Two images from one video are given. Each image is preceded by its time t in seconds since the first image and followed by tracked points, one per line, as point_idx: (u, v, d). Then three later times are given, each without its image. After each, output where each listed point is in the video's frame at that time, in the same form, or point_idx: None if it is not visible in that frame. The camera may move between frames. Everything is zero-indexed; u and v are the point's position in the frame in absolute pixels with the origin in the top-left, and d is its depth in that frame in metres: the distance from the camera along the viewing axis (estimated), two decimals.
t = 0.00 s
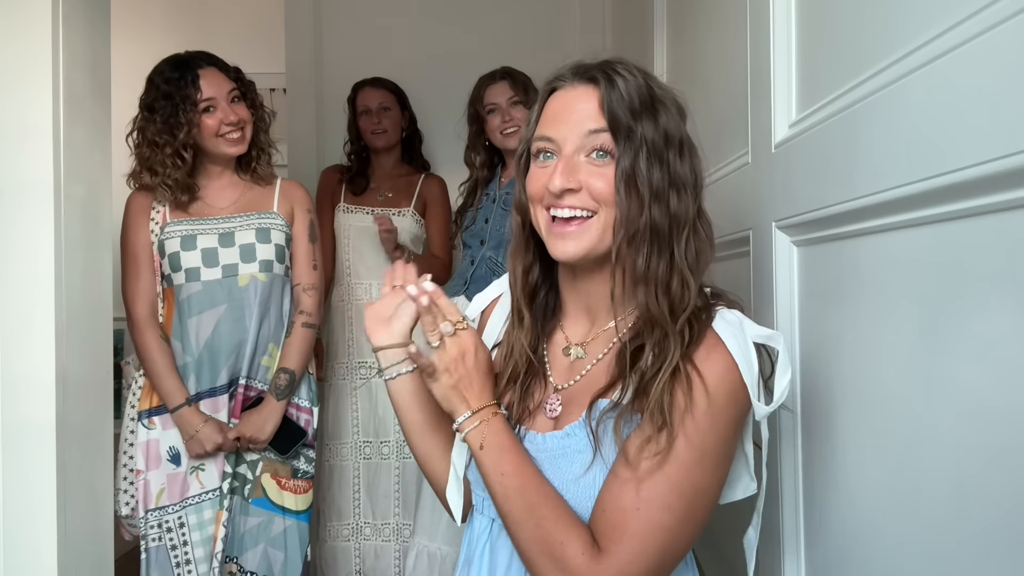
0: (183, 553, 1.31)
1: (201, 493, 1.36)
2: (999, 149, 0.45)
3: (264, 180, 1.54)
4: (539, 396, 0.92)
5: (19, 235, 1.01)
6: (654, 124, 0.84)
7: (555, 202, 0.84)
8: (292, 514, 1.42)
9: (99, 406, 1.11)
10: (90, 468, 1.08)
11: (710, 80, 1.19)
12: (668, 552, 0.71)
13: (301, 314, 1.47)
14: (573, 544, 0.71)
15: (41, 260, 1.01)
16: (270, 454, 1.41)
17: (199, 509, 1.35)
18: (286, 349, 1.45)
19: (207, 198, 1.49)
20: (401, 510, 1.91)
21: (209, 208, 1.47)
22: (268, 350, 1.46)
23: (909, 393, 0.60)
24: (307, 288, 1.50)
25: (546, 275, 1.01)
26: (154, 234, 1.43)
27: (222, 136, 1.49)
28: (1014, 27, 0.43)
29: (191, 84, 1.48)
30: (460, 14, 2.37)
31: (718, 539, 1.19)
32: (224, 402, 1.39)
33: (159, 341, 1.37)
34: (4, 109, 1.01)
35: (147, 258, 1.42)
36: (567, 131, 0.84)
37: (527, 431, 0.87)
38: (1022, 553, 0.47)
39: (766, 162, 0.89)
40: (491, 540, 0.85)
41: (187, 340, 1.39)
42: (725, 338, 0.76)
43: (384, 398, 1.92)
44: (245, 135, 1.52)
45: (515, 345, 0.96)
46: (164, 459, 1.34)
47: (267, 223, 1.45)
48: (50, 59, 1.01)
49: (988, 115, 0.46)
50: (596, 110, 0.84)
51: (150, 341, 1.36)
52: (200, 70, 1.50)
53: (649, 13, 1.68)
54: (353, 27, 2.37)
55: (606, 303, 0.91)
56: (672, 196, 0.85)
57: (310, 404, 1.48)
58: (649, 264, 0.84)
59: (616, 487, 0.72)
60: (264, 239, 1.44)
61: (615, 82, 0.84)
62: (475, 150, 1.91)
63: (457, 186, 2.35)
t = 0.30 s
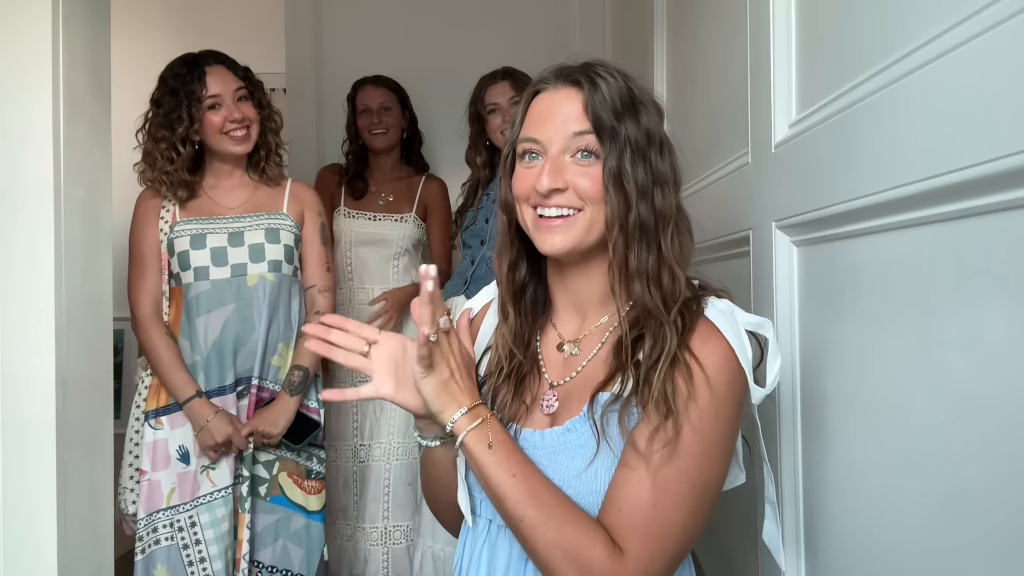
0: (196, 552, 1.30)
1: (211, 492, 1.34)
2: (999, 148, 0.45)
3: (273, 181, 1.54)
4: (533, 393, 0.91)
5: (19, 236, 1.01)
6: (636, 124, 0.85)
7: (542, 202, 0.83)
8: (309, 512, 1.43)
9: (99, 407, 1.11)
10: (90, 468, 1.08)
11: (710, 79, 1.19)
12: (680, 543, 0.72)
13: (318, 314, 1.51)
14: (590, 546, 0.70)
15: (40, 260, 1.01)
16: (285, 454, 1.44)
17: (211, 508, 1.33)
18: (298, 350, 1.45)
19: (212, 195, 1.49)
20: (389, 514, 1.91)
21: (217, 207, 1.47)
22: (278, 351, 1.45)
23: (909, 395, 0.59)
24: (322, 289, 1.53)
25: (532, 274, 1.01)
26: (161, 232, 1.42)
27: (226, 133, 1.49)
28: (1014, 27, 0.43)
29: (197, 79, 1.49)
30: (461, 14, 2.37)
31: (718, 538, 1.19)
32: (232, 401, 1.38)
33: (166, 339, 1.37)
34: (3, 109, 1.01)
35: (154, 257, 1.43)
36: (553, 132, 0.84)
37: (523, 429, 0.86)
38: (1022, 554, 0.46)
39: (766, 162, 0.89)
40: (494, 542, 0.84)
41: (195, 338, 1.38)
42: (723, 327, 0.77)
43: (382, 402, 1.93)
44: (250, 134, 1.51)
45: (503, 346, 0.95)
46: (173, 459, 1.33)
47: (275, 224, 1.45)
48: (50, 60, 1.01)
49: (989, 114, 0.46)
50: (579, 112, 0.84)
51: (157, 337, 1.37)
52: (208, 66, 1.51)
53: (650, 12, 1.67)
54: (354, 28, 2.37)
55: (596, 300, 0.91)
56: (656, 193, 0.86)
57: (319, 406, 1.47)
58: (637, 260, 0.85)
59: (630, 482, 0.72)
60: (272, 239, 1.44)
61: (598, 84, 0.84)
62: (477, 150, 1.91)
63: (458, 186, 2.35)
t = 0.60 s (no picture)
0: (206, 548, 1.29)
1: (224, 489, 1.33)
2: (999, 149, 0.45)
3: (284, 183, 1.55)
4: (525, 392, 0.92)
5: (19, 237, 1.01)
6: (624, 127, 0.84)
7: (531, 201, 0.84)
8: (319, 513, 1.46)
9: (99, 406, 1.11)
10: (91, 468, 1.08)
11: (711, 80, 1.19)
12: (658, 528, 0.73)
13: (333, 315, 1.52)
14: (569, 522, 0.71)
15: (41, 260, 1.01)
16: (298, 455, 1.44)
17: (221, 504, 1.32)
18: (316, 347, 1.48)
19: (221, 194, 1.49)
20: (392, 525, 1.90)
21: (228, 207, 1.47)
22: (290, 350, 1.45)
23: (912, 395, 0.59)
24: (335, 291, 1.54)
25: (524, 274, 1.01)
26: (168, 234, 1.42)
27: (234, 134, 1.49)
28: (1014, 27, 0.43)
29: (208, 79, 1.49)
30: (462, 15, 2.37)
31: (718, 537, 1.20)
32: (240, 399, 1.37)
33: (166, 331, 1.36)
34: (3, 109, 1.01)
35: (160, 251, 1.42)
36: (543, 133, 0.84)
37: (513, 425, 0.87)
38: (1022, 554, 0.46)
39: (766, 162, 0.89)
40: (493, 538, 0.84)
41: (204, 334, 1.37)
42: (705, 322, 0.78)
43: (387, 412, 1.91)
44: (259, 135, 1.51)
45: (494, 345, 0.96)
46: (180, 454, 1.30)
47: (287, 223, 1.46)
48: (50, 60, 1.01)
49: (989, 113, 0.46)
50: (567, 114, 0.84)
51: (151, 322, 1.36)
52: (220, 66, 1.51)
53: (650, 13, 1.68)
54: (355, 28, 2.36)
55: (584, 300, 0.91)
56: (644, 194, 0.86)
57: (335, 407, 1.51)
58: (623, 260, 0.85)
59: (604, 472, 0.73)
60: (286, 239, 1.45)
61: (588, 86, 0.84)
62: (477, 151, 1.91)
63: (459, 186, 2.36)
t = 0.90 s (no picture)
0: (213, 547, 1.29)
1: (228, 489, 1.32)
2: (999, 148, 0.45)
3: (288, 186, 1.55)
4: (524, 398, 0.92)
5: (19, 236, 1.01)
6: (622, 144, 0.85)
7: (529, 212, 0.83)
8: (322, 512, 1.45)
9: (99, 405, 1.11)
10: (91, 467, 1.08)
11: (711, 79, 1.19)
12: (663, 520, 0.74)
13: (333, 317, 1.52)
14: (575, 518, 0.71)
15: (41, 259, 1.01)
16: (301, 454, 1.44)
17: (225, 504, 1.31)
18: (315, 352, 1.48)
19: (227, 194, 1.50)
20: (393, 527, 1.90)
21: (234, 207, 1.48)
22: (294, 349, 1.45)
23: (912, 395, 0.59)
24: (336, 293, 1.54)
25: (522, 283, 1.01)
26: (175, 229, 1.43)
27: (239, 136, 1.49)
28: (1014, 27, 0.43)
29: (215, 82, 1.49)
30: (462, 15, 2.37)
31: (718, 538, 1.20)
32: (244, 397, 1.35)
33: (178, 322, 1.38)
34: (4, 109, 1.01)
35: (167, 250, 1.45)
36: (543, 147, 0.85)
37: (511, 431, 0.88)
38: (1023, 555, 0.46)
39: (766, 162, 0.89)
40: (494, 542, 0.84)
41: (209, 336, 1.35)
42: (703, 328, 0.79)
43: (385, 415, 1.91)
44: (264, 137, 1.50)
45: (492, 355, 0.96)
46: (185, 455, 1.31)
47: (292, 224, 1.46)
48: (50, 59, 1.01)
49: (989, 113, 0.46)
50: (567, 130, 0.84)
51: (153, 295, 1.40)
52: (228, 68, 1.51)
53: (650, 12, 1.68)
54: (355, 27, 2.37)
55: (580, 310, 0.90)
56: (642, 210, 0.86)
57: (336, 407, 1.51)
58: (620, 273, 0.84)
59: (606, 482, 0.73)
60: (291, 239, 1.45)
61: (588, 103, 0.85)
62: (476, 151, 1.91)
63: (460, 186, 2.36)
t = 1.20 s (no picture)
0: (211, 551, 1.29)
1: (225, 491, 1.32)
2: (999, 148, 0.45)
3: (288, 187, 1.54)
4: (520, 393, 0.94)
5: (19, 236, 1.01)
6: (581, 143, 0.82)
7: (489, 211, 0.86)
8: (316, 515, 1.44)
9: (99, 405, 1.11)
10: (91, 468, 1.08)
11: (711, 78, 1.19)
12: (654, 514, 0.74)
13: (332, 318, 1.51)
14: (564, 507, 0.71)
15: (41, 259, 1.01)
16: (296, 455, 1.43)
17: (224, 506, 1.31)
18: (314, 350, 1.47)
19: (229, 193, 1.50)
20: (388, 528, 1.93)
21: (235, 207, 1.48)
22: (292, 351, 1.45)
23: (910, 396, 0.59)
24: (336, 295, 1.54)
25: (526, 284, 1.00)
26: (176, 228, 1.43)
27: (237, 136, 1.49)
28: (1014, 27, 0.43)
29: (214, 82, 1.50)
30: (462, 15, 2.37)
31: (717, 537, 1.20)
32: (244, 396, 1.36)
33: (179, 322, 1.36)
34: (4, 109, 1.01)
35: (165, 249, 1.43)
36: (503, 148, 0.86)
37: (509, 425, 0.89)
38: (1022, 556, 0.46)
39: (766, 162, 0.89)
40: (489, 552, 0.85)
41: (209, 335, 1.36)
42: (700, 326, 0.78)
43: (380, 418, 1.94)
44: (263, 137, 1.51)
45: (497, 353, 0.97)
46: (186, 455, 1.31)
47: (294, 227, 1.46)
48: (50, 59, 1.01)
49: (989, 114, 0.46)
50: (521, 129, 0.85)
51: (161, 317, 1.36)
52: (227, 69, 1.51)
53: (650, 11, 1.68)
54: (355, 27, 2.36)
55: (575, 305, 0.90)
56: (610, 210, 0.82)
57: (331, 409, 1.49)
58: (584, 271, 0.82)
59: (595, 478, 0.73)
60: (290, 241, 1.44)
61: (546, 105, 0.86)
62: (476, 151, 1.91)
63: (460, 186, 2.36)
